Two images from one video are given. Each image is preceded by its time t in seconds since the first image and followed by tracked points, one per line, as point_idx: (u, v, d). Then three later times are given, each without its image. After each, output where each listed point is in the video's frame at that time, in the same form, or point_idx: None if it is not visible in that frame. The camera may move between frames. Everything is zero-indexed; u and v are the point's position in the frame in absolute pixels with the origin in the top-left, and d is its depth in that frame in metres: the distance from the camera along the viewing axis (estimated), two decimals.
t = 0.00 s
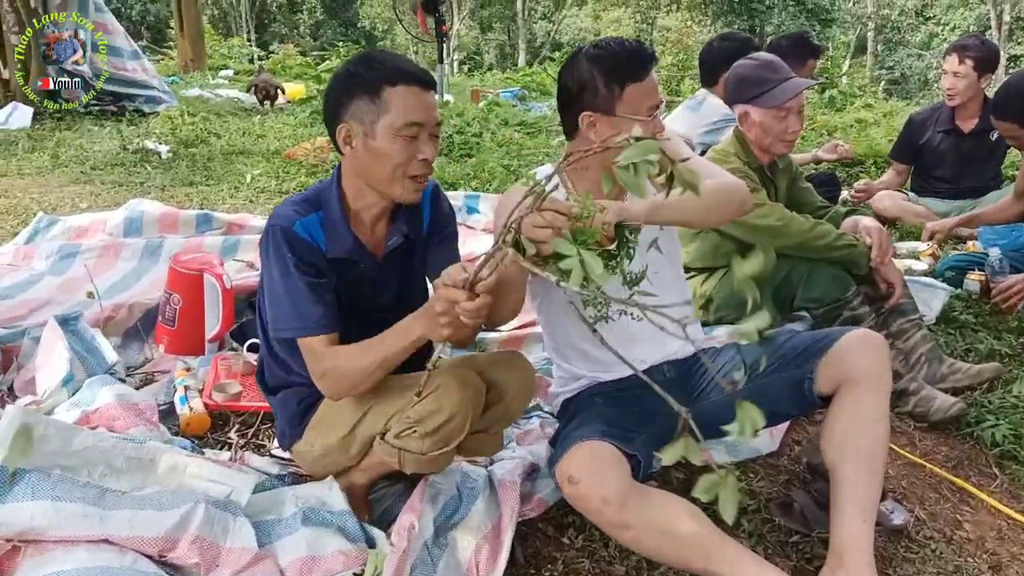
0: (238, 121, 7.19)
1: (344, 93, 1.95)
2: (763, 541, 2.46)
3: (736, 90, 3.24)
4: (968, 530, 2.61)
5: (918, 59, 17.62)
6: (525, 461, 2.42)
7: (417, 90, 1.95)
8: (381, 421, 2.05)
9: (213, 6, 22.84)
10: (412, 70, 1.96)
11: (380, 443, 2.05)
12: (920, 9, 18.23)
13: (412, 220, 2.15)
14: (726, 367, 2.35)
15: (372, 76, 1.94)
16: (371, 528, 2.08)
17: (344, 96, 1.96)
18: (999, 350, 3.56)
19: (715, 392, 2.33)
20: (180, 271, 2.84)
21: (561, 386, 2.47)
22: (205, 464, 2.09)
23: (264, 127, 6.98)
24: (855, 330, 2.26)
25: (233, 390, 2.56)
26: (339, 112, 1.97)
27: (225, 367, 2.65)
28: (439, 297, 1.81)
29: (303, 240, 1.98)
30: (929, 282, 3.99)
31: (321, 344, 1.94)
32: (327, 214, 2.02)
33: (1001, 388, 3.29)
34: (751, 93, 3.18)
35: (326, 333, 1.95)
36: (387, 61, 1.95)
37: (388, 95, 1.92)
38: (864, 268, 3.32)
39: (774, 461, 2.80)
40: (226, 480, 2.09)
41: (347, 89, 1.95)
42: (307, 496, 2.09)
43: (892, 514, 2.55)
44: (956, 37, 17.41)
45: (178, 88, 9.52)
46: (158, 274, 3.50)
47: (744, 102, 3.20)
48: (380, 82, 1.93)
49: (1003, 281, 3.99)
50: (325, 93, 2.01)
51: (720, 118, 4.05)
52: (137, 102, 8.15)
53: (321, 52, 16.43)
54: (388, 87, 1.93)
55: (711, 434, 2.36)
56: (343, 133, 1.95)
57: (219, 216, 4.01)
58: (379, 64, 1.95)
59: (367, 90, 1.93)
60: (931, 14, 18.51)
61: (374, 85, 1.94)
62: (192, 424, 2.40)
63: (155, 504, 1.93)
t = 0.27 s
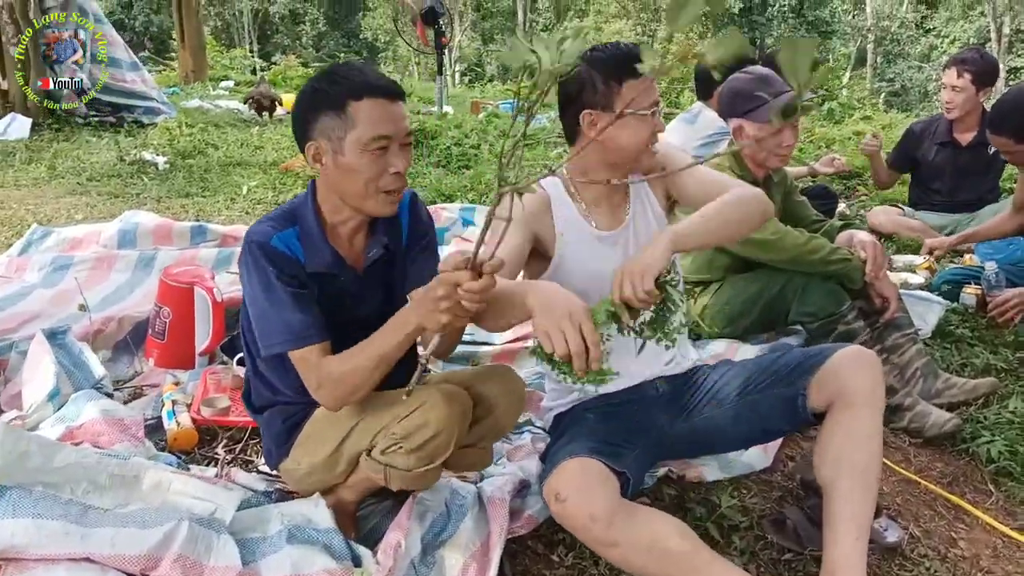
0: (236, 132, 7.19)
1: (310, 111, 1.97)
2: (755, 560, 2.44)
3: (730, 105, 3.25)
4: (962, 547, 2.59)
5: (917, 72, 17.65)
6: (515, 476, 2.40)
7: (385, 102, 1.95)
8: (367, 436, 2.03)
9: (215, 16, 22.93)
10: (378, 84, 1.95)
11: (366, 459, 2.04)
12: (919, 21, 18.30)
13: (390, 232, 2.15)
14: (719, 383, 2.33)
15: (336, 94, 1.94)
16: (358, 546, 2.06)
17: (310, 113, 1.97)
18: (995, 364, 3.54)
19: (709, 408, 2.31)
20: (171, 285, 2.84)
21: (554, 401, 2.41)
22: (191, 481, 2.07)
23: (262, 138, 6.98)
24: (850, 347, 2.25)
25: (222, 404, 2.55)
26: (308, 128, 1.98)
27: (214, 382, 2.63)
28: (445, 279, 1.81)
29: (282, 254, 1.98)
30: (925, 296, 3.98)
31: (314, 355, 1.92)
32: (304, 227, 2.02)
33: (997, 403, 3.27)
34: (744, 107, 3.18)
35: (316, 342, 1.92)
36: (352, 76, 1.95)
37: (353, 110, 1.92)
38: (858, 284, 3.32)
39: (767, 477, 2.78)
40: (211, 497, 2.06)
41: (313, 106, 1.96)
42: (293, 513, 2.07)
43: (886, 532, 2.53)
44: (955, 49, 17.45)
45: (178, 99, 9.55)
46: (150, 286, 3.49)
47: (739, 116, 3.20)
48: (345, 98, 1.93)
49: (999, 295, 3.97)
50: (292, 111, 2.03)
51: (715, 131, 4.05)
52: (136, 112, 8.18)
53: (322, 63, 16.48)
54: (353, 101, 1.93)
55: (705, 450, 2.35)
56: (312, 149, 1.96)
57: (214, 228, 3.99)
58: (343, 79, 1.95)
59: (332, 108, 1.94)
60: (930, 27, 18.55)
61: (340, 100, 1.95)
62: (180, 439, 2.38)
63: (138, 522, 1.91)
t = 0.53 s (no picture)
0: (231, 145, 7.19)
1: (275, 131, 1.98)
2: None
3: (724, 120, 3.23)
4: (956, 566, 2.57)
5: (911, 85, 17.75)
6: (506, 493, 2.38)
7: (348, 121, 1.94)
8: (348, 452, 2.02)
9: (212, 28, 22.99)
10: (338, 102, 1.94)
11: (350, 475, 2.02)
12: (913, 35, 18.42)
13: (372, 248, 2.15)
14: (713, 401, 2.31)
15: (296, 115, 1.95)
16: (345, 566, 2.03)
17: (276, 136, 1.98)
18: (989, 380, 3.53)
19: (704, 426, 2.29)
20: (159, 299, 2.82)
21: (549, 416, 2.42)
22: (177, 500, 2.04)
23: (257, 151, 6.98)
24: (844, 364, 2.22)
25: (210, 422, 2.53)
26: (275, 150, 1.99)
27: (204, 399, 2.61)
28: (374, 331, 1.76)
29: (254, 274, 1.99)
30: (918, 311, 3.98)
31: (270, 378, 1.95)
32: (278, 245, 2.02)
33: (991, 419, 3.26)
34: (740, 122, 3.15)
35: (281, 370, 1.94)
36: (312, 96, 1.96)
37: (313, 130, 1.92)
38: (852, 297, 3.27)
39: (760, 494, 2.76)
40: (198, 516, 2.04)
41: (278, 129, 1.97)
42: (280, 532, 2.04)
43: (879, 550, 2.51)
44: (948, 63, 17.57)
45: (174, 112, 9.55)
46: (141, 300, 3.47)
47: (731, 131, 3.20)
48: (305, 119, 1.93)
49: (992, 310, 3.96)
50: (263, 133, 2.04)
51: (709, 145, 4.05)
52: (131, 124, 8.17)
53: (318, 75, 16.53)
54: (313, 121, 1.93)
55: (699, 468, 2.32)
56: (277, 171, 1.97)
57: (207, 241, 3.96)
58: (305, 99, 1.96)
59: (292, 129, 1.94)
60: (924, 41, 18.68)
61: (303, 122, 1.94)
62: (167, 457, 2.36)
63: (122, 543, 1.88)
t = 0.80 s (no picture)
0: (225, 155, 7.17)
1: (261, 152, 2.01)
2: None
3: (716, 132, 3.22)
4: None
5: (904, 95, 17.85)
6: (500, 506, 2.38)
7: (330, 143, 1.94)
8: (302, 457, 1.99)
9: (208, 39, 23.01)
10: (320, 127, 1.94)
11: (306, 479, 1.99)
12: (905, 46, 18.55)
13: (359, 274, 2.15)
14: (711, 415, 2.30)
15: (277, 137, 1.96)
16: None
17: (262, 155, 2.00)
18: (983, 390, 3.53)
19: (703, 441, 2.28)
20: (151, 311, 2.80)
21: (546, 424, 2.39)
22: (165, 515, 2.02)
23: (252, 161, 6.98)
24: (842, 381, 2.22)
25: (201, 435, 2.51)
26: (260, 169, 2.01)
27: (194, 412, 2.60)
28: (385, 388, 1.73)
29: (235, 299, 2.02)
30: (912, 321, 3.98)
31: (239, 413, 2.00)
32: (263, 271, 2.05)
33: (985, 430, 3.26)
34: (732, 133, 3.16)
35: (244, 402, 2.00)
36: (295, 119, 1.98)
37: (291, 153, 1.93)
38: (847, 309, 3.12)
39: (754, 506, 2.75)
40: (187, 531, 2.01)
41: (263, 148, 1.99)
42: (270, 548, 2.01)
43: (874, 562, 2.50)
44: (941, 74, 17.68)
45: (168, 121, 9.53)
46: (133, 312, 3.45)
47: (725, 142, 3.19)
48: (286, 141, 1.94)
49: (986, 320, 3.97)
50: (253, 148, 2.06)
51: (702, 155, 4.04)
52: (125, 134, 8.16)
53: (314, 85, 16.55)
54: (290, 144, 1.93)
55: (694, 482, 2.32)
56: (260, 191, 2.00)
57: (200, 252, 3.93)
58: (289, 120, 1.97)
59: (274, 151, 1.96)
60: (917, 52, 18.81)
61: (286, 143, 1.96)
62: (157, 471, 2.34)
63: (109, 558, 1.85)
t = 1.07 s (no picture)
0: (216, 161, 7.16)
1: (279, 149, 1.94)
2: None
3: (708, 136, 3.23)
4: None
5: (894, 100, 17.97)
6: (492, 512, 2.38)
7: (355, 147, 1.88)
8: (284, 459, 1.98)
9: (200, 45, 22.99)
10: (346, 130, 1.89)
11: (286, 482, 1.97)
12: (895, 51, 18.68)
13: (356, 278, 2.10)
14: (704, 420, 2.30)
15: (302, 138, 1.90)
16: None
17: (277, 157, 1.94)
18: (974, 394, 3.55)
19: (696, 445, 2.27)
20: (141, 318, 2.79)
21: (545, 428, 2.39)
22: (156, 522, 2.00)
23: (244, 167, 6.97)
24: (835, 387, 2.23)
25: (192, 442, 2.50)
26: (273, 170, 1.95)
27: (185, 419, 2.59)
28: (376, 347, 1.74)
29: (225, 292, 1.99)
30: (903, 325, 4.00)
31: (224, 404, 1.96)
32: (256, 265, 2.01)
33: (976, 433, 3.27)
34: (723, 138, 3.16)
35: (232, 393, 1.96)
36: (318, 120, 1.93)
37: (321, 154, 1.86)
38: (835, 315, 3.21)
39: (746, 510, 2.75)
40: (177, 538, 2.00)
41: (279, 150, 1.94)
42: (260, 555, 1.99)
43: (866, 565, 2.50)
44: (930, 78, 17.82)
45: (159, 127, 9.52)
46: (123, 318, 3.44)
47: (716, 147, 3.20)
48: (312, 143, 1.88)
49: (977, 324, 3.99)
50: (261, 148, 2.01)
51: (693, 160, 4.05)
52: (116, 141, 8.14)
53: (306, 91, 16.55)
54: (319, 146, 1.87)
55: (686, 487, 2.32)
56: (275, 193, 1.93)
57: (191, 258, 3.93)
58: (309, 121, 1.92)
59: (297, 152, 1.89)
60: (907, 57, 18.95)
61: (308, 145, 1.89)
62: (147, 478, 2.33)
63: (98, 567, 1.84)
